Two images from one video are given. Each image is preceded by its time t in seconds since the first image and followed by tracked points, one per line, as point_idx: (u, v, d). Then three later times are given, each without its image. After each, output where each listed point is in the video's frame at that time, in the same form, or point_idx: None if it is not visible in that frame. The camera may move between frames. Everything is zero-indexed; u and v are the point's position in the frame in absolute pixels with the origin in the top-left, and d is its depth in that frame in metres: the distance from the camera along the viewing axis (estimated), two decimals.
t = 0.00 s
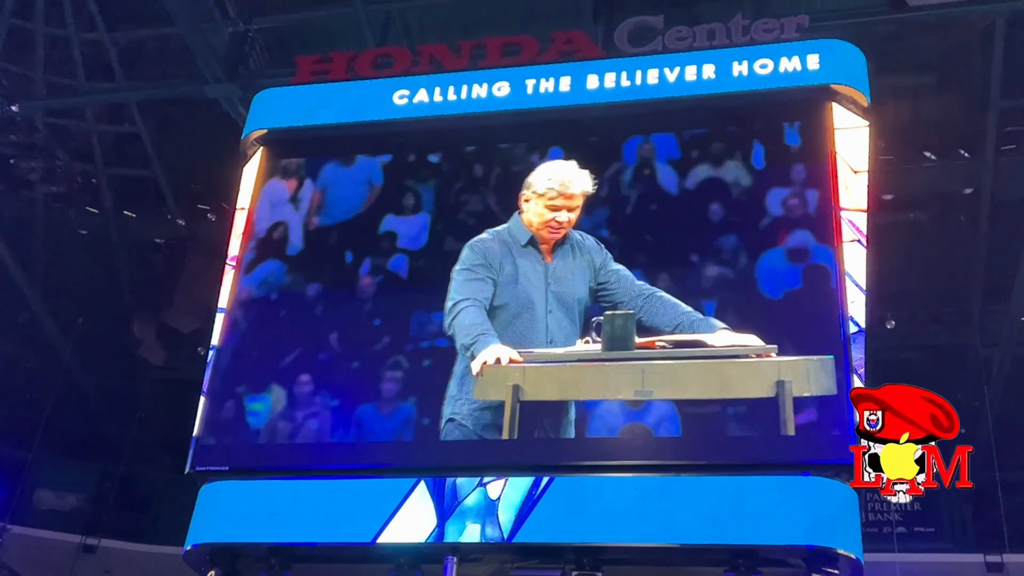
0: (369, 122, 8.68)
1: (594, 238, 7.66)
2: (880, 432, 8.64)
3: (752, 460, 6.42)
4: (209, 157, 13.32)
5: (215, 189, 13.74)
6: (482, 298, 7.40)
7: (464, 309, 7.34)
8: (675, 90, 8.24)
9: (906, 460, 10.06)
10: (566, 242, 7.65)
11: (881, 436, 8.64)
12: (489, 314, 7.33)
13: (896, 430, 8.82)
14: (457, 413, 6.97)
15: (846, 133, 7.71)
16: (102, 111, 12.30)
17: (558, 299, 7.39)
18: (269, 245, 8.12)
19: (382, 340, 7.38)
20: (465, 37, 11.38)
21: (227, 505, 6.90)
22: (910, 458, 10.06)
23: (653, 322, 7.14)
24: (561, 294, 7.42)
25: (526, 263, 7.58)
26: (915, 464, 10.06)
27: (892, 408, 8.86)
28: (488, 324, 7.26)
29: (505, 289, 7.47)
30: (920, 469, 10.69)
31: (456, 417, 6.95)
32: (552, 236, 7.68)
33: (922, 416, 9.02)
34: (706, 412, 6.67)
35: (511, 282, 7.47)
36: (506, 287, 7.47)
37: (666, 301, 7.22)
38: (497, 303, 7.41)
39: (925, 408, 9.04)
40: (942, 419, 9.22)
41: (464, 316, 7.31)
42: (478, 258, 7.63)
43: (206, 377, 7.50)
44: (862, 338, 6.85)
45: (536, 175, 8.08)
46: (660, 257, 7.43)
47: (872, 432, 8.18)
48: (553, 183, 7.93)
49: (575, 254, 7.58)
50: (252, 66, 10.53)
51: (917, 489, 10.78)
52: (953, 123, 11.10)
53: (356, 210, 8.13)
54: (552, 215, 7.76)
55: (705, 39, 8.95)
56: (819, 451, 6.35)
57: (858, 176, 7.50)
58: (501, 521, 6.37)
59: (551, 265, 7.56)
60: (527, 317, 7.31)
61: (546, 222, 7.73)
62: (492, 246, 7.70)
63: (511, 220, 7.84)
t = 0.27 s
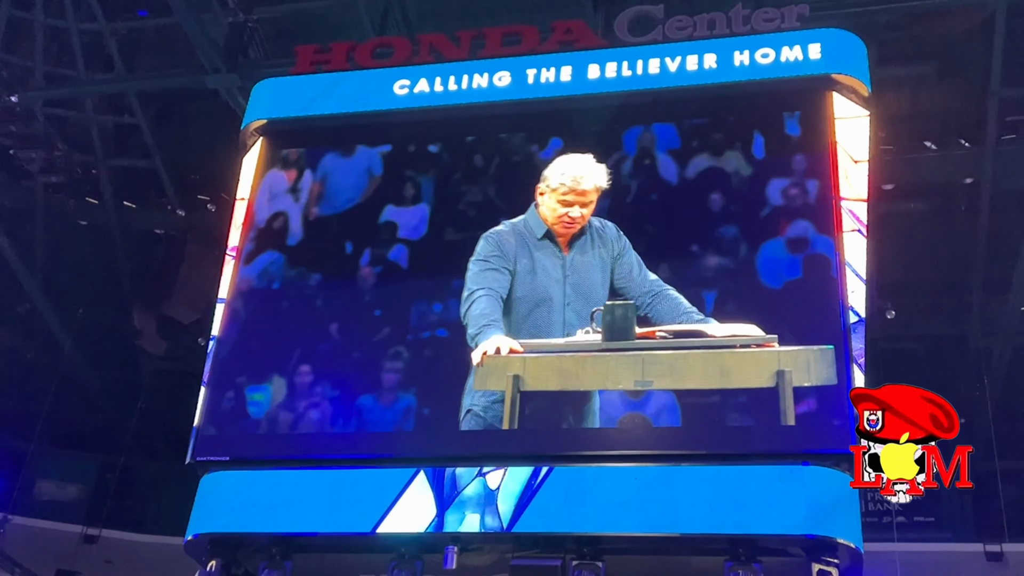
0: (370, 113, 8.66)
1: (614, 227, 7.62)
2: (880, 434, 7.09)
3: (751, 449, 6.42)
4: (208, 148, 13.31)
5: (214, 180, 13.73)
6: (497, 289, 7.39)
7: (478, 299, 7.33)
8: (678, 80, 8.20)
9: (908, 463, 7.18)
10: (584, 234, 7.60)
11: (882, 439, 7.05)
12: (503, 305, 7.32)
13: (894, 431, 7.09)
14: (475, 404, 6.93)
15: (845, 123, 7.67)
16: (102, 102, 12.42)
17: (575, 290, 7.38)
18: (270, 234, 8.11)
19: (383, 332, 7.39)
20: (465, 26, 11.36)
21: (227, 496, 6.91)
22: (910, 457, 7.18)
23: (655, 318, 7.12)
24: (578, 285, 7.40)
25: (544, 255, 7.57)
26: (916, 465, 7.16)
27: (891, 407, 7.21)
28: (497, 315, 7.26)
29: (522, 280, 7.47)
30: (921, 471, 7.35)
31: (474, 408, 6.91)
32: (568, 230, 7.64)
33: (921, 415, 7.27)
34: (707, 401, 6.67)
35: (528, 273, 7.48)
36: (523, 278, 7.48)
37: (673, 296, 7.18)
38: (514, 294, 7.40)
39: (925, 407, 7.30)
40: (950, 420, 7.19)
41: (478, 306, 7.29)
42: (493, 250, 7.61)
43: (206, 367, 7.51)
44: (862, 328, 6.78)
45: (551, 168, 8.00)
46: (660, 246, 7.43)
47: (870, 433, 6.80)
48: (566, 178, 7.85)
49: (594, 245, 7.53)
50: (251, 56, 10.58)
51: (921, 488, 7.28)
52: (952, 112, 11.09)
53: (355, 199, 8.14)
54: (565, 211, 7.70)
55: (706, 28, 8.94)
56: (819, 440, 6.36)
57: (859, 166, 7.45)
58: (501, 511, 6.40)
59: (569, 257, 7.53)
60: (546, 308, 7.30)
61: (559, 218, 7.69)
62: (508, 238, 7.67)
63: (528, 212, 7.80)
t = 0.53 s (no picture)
0: (370, 101, 8.64)
1: (624, 212, 7.61)
2: (880, 434, 7.49)
3: (749, 437, 6.44)
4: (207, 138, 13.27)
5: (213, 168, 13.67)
6: (507, 279, 7.38)
7: (486, 289, 7.31)
8: (680, 68, 8.18)
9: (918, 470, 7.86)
10: (594, 222, 7.58)
11: (882, 438, 7.47)
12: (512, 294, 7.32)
13: (896, 432, 7.58)
14: (483, 392, 6.95)
15: (846, 110, 7.67)
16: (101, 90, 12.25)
17: (588, 279, 7.39)
18: (270, 223, 8.10)
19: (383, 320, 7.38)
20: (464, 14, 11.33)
21: (228, 485, 6.93)
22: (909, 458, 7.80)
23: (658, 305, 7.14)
24: (592, 274, 7.41)
25: (554, 243, 7.55)
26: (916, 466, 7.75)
27: (892, 407, 7.60)
28: (499, 305, 7.21)
29: (533, 269, 7.46)
30: (921, 472, 7.96)
31: (481, 395, 6.93)
32: (577, 222, 7.61)
33: (921, 415, 7.75)
34: (706, 391, 6.68)
35: (539, 262, 7.47)
36: (534, 267, 7.46)
37: (678, 284, 7.17)
38: (525, 283, 7.40)
39: (925, 407, 7.77)
40: (949, 420, 7.69)
41: (486, 296, 7.27)
42: (503, 240, 7.58)
43: (207, 356, 7.52)
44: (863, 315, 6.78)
45: (560, 159, 7.94)
46: (660, 235, 7.43)
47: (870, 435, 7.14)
48: (574, 168, 7.79)
49: (605, 232, 7.53)
50: (250, 44, 10.64)
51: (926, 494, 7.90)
52: (953, 100, 11.06)
53: (355, 187, 8.13)
54: (574, 202, 7.67)
55: (705, 16, 8.93)
56: (819, 428, 6.38)
57: (859, 154, 7.43)
58: (500, 499, 6.42)
59: (580, 246, 7.52)
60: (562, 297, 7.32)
61: (569, 208, 7.65)
62: (518, 227, 7.65)
63: (538, 202, 7.76)
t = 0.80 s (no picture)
0: (369, 86, 8.59)
1: (618, 198, 7.62)
2: (880, 433, 7.61)
3: (749, 421, 6.44)
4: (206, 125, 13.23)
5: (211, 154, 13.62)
6: (505, 262, 7.42)
7: (484, 271, 7.34)
8: (680, 51, 8.14)
9: (906, 459, 8.58)
10: (590, 207, 7.62)
11: (881, 439, 7.55)
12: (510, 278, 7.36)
13: (896, 431, 7.81)
14: (476, 376, 6.96)
15: (845, 94, 7.68)
16: (98, 75, 12.20)
17: (582, 263, 7.44)
18: (268, 208, 8.10)
19: (383, 305, 7.38)
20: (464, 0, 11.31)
21: (228, 469, 6.95)
22: (910, 458, 8.60)
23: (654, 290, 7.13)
24: (586, 258, 7.47)
25: (550, 226, 7.61)
26: (915, 464, 8.56)
27: (892, 408, 7.85)
28: (500, 288, 7.26)
29: (529, 253, 7.52)
30: (920, 473, 8.56)
31: (473, 379, 6.94)
32: (575, 203, 7.65)
33: (921, 415, 8.07)
34: (706, 375, 6.68)
35: (535, 246, 7.53)
36: (531, 250, 7.53)
37: (676, 271, 7.16)
38: (521, 266, 7.45)
39: (925, 407, 8.09)
40: (949, 420, 8.00)
41: (483, 279, 7.29)
42: (500, 222, 7.62)
43: (207, 341, 7.53)
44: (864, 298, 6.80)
45: (560, 140, 7.98)
46: (659, 219, 7.41)
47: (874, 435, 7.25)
48: (574, 149, 7.83)
49: (600, 218, 7.56)
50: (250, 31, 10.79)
51: (919, 489, 8.55)
52: (953, 84, 11.06)
53: (354, 171, 8.10)
54: (573, 182, 7.70)
55: None
56: (818, 411, 6.37)
57: (858, 138, 7.43)
58: (499, 483, 6.44)
59: (577, 230, 7.58)
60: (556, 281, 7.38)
61: (567, 189, 7.69)
62: (515, 210, 7.69)
63: (535, 184, 7.79)
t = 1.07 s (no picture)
0: (366, 65, 8.55)
1: (601, 181, 7.61)
2: (880, 433, 7.67)
3: (746, 400, 6.45)
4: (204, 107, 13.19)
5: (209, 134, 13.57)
6: (491, 238, 7.42)
7: (475, 247, 7.36)
8: (679, 29, 8.10)
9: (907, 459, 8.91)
10: (571, 186, 7.60)
11: (881, 438, 7.63)
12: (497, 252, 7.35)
13: (896, 431, 7.87)
14: (462, 354, 6.97)
15: (844, 72, 7.64)
16: (94, 54, 12.13)
17: (562, 243, 7.37)
18: (266, 188, 8.08)
19: (381, 285, 7.37)
20: None
21: (228, 449, 6.97)
22: (911, 458, 8.93)
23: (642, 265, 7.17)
24: (566, 237, 7.40)
25: (532, 205, 7.58)
26: (916, 464, 8.88)
27: (892, 407, 7.89)
28: (493, 265, 7.27)
29: (510, 230, 7.49)
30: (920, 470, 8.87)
31: (461, 357, 6.95)
32: (557, 180, 7.64)
33: (921, 415, 8.10)
34: (704, 354, 6.69)
35: (518, 223, 7.50)
36: (511, 227, 7.49)
37: (664, 249, 7.19)
38: (505, 244, 7.43)
39: (925, 408, 8.12)
40: (949, 420, 8.05)
41: (471, 256, 7.32)
42: (483, 198, 7.63)
43: (205, 321, 7.53)
44: (861, 277, 6.73)
45: (543, 118, 8.00)
46: (658, 199, 7.40)
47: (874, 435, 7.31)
48: (558, 126, 7.85)
49: (581, 197, 7.54)
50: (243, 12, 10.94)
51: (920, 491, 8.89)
52: (954, 62, 11.04)
53: (351, 151, 8.09)
54: (557, 159, 7.70)
55: None
56: (816, 390, 6.39)
57: (857, 116, 7.39)
58: (497, 462, 6.48)
59: (557, 208, 7.54)
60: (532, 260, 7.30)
61: (550, 166, 7.68)
62: (499, 187, 7.68)
63: (517, 162, 7.80)
